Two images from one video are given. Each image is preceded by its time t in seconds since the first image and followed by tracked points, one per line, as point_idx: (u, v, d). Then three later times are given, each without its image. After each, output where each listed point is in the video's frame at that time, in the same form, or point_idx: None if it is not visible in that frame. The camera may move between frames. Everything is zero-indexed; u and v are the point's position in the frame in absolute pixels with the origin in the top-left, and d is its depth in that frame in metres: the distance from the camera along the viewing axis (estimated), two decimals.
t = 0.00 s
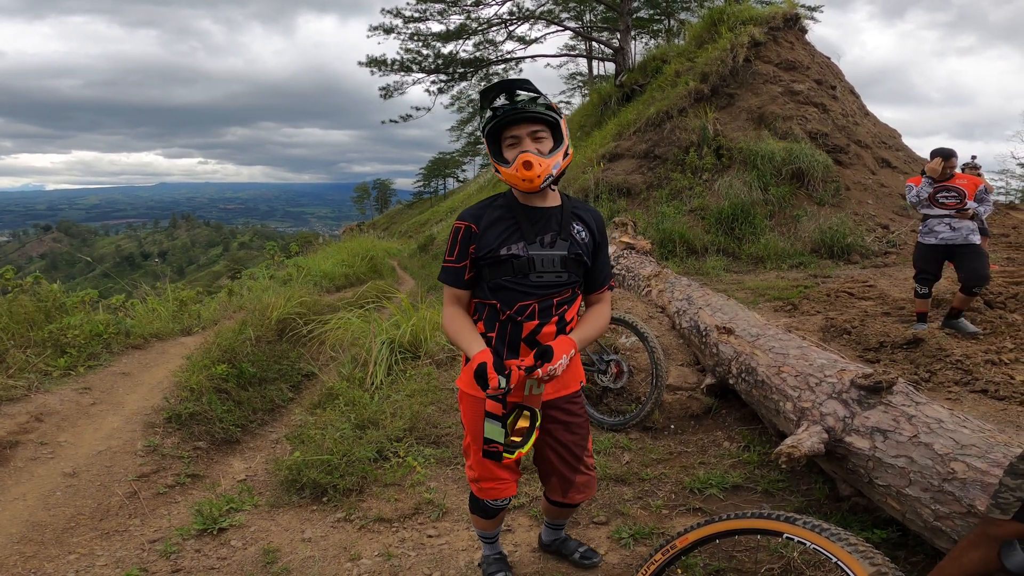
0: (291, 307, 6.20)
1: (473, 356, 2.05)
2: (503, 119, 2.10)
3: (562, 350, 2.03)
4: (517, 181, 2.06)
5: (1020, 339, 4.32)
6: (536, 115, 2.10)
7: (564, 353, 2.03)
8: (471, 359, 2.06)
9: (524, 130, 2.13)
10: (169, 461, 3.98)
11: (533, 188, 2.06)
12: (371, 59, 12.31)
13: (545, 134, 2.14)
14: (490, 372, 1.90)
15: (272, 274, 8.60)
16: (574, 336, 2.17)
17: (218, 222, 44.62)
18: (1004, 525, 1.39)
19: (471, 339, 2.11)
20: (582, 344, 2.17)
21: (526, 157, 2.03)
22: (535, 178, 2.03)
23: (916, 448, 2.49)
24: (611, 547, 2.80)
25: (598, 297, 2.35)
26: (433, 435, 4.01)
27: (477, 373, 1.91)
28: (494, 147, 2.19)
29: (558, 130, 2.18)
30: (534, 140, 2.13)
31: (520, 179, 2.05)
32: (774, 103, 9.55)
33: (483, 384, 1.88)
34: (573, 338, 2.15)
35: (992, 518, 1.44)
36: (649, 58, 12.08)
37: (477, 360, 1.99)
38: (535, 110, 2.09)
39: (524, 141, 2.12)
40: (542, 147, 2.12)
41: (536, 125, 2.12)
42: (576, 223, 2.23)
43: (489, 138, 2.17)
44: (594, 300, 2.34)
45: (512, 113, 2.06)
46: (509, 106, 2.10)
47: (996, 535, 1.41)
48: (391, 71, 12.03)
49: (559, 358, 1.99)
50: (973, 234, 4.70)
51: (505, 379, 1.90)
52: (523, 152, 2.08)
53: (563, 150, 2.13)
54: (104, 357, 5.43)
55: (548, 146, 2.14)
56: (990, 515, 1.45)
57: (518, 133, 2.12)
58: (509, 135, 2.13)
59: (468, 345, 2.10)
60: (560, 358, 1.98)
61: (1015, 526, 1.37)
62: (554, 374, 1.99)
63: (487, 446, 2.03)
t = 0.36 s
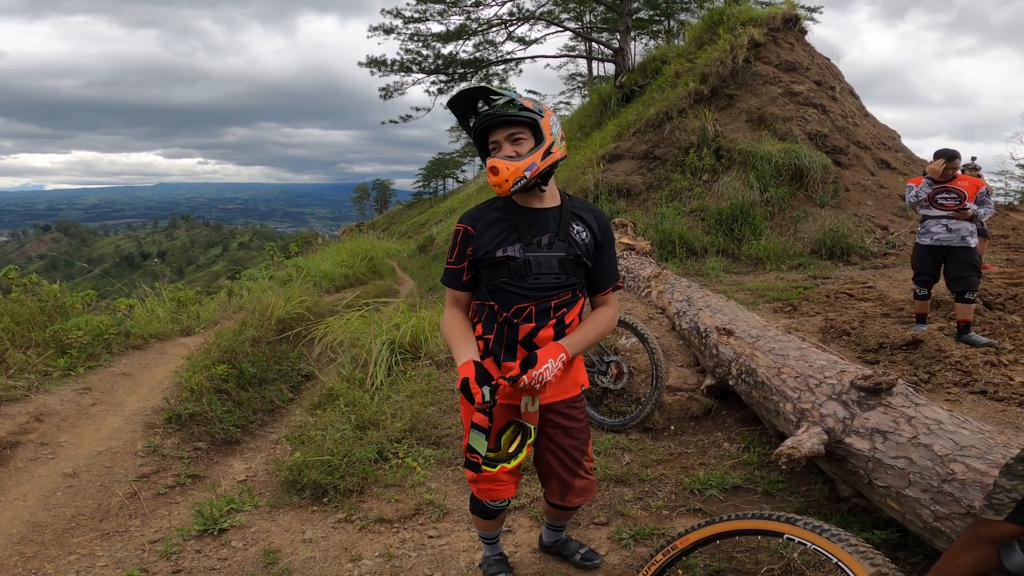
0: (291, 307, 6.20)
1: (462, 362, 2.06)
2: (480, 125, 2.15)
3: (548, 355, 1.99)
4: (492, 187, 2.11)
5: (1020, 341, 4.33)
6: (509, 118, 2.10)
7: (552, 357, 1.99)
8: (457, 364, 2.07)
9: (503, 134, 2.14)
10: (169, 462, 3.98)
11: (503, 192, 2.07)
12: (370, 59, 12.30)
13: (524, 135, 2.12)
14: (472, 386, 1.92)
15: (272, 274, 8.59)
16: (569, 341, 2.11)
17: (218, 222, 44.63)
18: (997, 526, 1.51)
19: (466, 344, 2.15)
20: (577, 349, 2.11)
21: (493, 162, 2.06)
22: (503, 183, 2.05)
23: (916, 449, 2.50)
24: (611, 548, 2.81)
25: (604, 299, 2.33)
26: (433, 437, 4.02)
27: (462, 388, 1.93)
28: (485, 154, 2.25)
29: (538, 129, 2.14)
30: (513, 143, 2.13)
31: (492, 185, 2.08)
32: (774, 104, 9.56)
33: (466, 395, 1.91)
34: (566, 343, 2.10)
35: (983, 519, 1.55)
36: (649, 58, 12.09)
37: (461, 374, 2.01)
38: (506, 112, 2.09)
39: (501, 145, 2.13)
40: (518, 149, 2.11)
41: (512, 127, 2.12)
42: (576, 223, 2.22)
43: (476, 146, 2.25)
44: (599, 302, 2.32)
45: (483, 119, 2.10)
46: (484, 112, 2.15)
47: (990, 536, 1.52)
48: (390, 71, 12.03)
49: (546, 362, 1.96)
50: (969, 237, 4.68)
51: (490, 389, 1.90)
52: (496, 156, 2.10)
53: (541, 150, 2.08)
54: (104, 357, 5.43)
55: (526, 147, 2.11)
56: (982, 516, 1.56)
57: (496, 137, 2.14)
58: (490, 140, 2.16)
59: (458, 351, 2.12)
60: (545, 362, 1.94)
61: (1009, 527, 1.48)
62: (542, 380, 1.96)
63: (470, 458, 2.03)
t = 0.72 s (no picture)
0: (291, 309, 6.20)
1: (466, 372, 2.08)
2: (501, 116, 2.11)
3: (569, 361, 2.08)
4: (516, 179, 2.05)
5: (1020, 341, 4.33)
6: (534, 114, 2.11)
7: (572, 364, 2.08)
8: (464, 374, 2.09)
9: (522, 129, 2.13)
10: (169, 463, 3.98)
11: (531, 186, 2.04)
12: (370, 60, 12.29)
13: (544, 133, 2.15)
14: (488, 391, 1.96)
15: (272, 275, 8.60)
16: (583, 346, 2.19)
17: (217, 223, 44.65)
18: (993, 527, 1.52)
19: (467, 350, 2.16)
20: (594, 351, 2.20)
21: (524, 154, 2.03)
22: (532, 176, 2.02)
23: (917, 450, 2.50)
24: (612, 549, 2.81)
25: (608, 301, 2.35)
26: (433, 438, 4.02)
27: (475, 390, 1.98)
28: (492, 146, 2.18)
29: (556, 129, 2.18)
30: (533, 138, 2.13)
31: (519, 177, 2.04)
32: (774, 105, 9.56)
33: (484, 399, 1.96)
34: (581, 347, 2.18)
35: (977, 520, 1.57)
36: (648, 59, 12.09)
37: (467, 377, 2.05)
38: (533, 107, 2.10)
39: (522, 140, 2.12)
40: (541, 146, 2.12)
41: (535, 124, 2.13)
42: (575, 226, 2.22)
43: (486, 137, 2.17)
44: (602, 304, 2.34)
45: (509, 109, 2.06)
46: (507, 103, 2.11)
47: (986, 536, 1.53)
48: (390, 72, 12.03)
49: (568, 369, 2.05)
50: (968, 238, 4.69)
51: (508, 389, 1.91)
52: (522, 149, 2.07)
53: (562, 149, 2.13)
54: (104, 359, 5.43)
55: (547, 145, 2.14)
56: (976, 517, 1.58)
57: (516, 131, 2.12)
58: (508, 133, 2.13)
59: (462, 360, 2.13)
60: (569, 369, 2.04)
61: (1005, 530, 1.50)
62: (567, 386, 2.05)
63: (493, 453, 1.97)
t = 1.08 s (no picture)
0: (291, 311, 6.20)
1: (476, 377, 2.03)
2: (515, 118, 2.09)
3: (555, 362, 2.05)
4: (535, 181, 2.02)
5: (1019, 344, 4.33)
6: (546, 118, 2.12)
7: (559, 365, 2.05)
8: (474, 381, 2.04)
9: (534, 132, 2.13)
10: (168, 465, 3.98)
11: (551, 189, 2.03)
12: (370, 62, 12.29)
13: (553, 138, 2.17)
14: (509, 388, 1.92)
15: (271, 278, 8.60)
16: (571, 347, 2.18)
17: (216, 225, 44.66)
18: (985, 530, 1.55)
19: (467, 355, 2.12)
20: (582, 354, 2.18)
21: (544, 157, 2.02)
22: (553, 178, 2.01)
23: (915, 453, 2.50)
24: (611, 552, 2.81)
25: (601, 303, 2.37)
26: (433, 440, 4.02)
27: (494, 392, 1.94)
28: (500, 148, 2.15)
29: (562, 135, 2.21)
30: (544, 142, 2.14)
31: (538, 180, 2.02)
32: (773, 108, 9.57)
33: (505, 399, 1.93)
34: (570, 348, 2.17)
35: (967, 524, 1.60)
36: (648, 62, 12.10)
37: (479, 384, 2.00)
38: (546, 112, 2.11)
39: (535, 143, 2.12)
40: (553, 150, 2.13)
41: (545, 127, 2.14)
42: (574, 230, 2.23)
43: (495, 138, 2.14)
44: (594, 309, 2.34)
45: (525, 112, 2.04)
46: (520, 105, 2.10)
47: (976, 539, 1.56)
48: (390, 74, 12.03)
49: (555, 371, 2.02)
50: (967, 243, 4.69)
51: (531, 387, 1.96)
52: (539, 152, 2.07)
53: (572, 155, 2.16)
54: (104, 361, 5.43)
55: (557, 150, 2.16)
56: (965, 519, 1.61)
57: (528, 134, 2.11)
58: (519, 136, 2.11)
59: (468, 366, 2.08)
60: (554, 371, 2.01)
61: (997, 532, 1.52)
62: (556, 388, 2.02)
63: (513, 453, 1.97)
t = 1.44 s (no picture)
0: (288, 312, 6.19)
1: (483, 379, 2.01)
2: (517, 118, 2.09)
3: (565, 362, 2.05)
4: (542, 181, 2.02)
5: (1015, 344, 4.35)
6: (547, 118, 2.13)
7: (569, 365, 2.05)
8: (481, 383, 2.02)
9: (535, 132, 2.13)
10: (165, 466, 3.97)
11: (557, 189, 2.04)
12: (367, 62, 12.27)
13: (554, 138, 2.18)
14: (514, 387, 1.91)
15: (269, 279, 8.59)
16: (577, 346, 2.20)
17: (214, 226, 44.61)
18: (976, 531, 1.56)
19: (469, 358, 2.11)
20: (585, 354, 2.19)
21: (550, 157, 2.02)
22: (560, 178, 2.02)
23: (912, 453, 2.51)
24: (609, 552, 2.81)
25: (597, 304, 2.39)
26: (430, 441, 4.02)
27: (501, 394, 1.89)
28: (501, 149, 2.14)
29: (561, 135, 2.23)
30: (545, 143, 2.14)
31: (545, 179, 2.01)
32: (770, 109, 9.59)
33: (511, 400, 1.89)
34: (576, 347, 2.19)
35: (958, 524, 1.61)
36: (646, 62, 12.11)
37: (486, 385, 1.96)
38: (547, 112, 2.12)
39: (538, 143, 2.12)
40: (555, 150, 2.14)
41: (546, 128, 2.15)
42: (571, 231, 2.24)
43: (497, 138, 2.13)
44: (590, 309, 2.36)
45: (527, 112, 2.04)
46: (522, 106, 2.10)
47: (967, 539, 1.58)
48: (388, 75, 12.02)
49: (565, 370, 2.02)
50: (964, 244, 4.70)
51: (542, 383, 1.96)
52: (543, 153, 2.07)
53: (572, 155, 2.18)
54: (100, 362, 5.42)
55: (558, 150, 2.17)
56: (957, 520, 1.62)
57: (530, 134, 2.11)
58: (521, 136, 2.11)
59: (474, 368, 2.06)
60: (566, 370, 2.00)
61: (988, 532, 1.54)
62: (563, 389, 2.01)
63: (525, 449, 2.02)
